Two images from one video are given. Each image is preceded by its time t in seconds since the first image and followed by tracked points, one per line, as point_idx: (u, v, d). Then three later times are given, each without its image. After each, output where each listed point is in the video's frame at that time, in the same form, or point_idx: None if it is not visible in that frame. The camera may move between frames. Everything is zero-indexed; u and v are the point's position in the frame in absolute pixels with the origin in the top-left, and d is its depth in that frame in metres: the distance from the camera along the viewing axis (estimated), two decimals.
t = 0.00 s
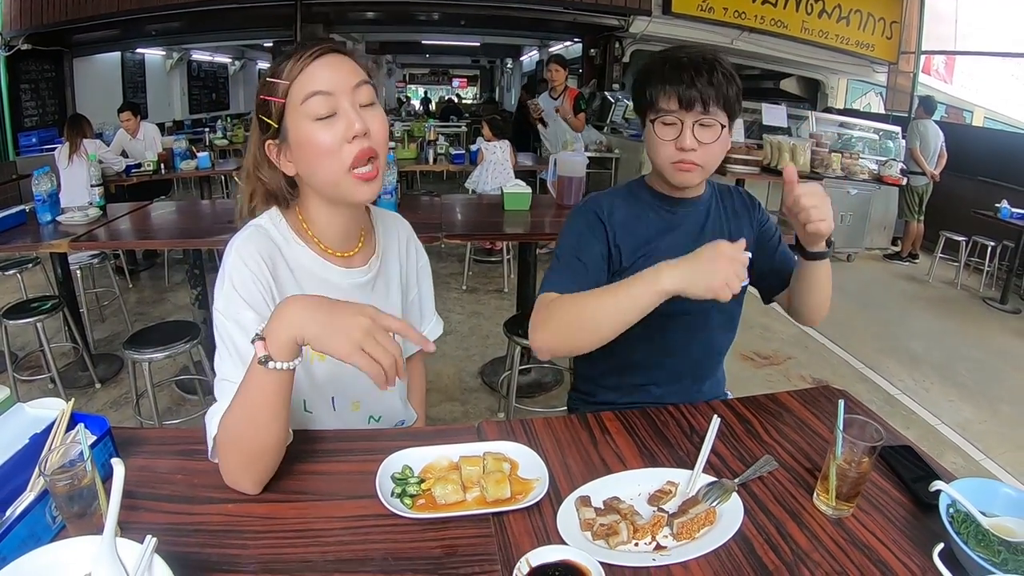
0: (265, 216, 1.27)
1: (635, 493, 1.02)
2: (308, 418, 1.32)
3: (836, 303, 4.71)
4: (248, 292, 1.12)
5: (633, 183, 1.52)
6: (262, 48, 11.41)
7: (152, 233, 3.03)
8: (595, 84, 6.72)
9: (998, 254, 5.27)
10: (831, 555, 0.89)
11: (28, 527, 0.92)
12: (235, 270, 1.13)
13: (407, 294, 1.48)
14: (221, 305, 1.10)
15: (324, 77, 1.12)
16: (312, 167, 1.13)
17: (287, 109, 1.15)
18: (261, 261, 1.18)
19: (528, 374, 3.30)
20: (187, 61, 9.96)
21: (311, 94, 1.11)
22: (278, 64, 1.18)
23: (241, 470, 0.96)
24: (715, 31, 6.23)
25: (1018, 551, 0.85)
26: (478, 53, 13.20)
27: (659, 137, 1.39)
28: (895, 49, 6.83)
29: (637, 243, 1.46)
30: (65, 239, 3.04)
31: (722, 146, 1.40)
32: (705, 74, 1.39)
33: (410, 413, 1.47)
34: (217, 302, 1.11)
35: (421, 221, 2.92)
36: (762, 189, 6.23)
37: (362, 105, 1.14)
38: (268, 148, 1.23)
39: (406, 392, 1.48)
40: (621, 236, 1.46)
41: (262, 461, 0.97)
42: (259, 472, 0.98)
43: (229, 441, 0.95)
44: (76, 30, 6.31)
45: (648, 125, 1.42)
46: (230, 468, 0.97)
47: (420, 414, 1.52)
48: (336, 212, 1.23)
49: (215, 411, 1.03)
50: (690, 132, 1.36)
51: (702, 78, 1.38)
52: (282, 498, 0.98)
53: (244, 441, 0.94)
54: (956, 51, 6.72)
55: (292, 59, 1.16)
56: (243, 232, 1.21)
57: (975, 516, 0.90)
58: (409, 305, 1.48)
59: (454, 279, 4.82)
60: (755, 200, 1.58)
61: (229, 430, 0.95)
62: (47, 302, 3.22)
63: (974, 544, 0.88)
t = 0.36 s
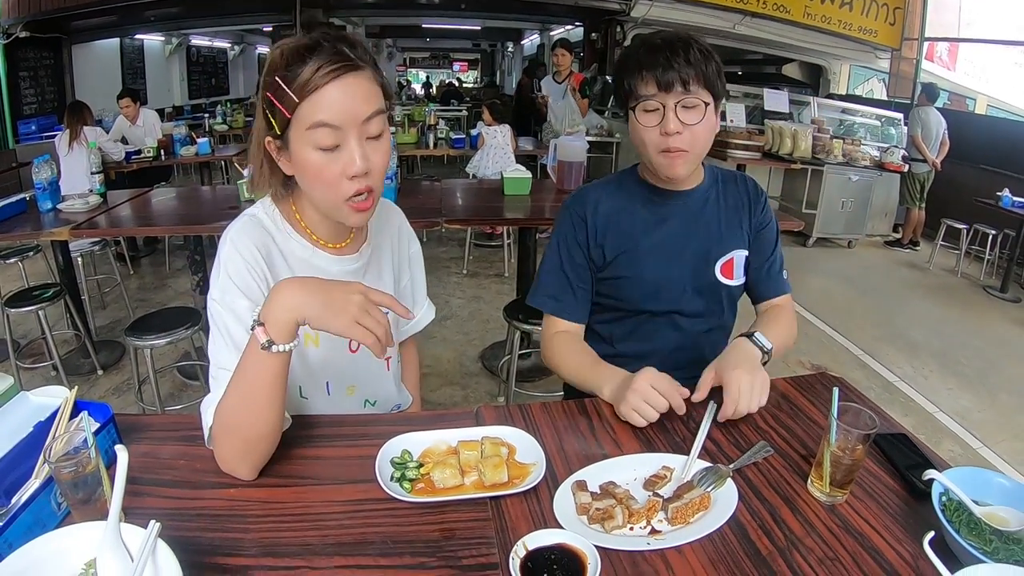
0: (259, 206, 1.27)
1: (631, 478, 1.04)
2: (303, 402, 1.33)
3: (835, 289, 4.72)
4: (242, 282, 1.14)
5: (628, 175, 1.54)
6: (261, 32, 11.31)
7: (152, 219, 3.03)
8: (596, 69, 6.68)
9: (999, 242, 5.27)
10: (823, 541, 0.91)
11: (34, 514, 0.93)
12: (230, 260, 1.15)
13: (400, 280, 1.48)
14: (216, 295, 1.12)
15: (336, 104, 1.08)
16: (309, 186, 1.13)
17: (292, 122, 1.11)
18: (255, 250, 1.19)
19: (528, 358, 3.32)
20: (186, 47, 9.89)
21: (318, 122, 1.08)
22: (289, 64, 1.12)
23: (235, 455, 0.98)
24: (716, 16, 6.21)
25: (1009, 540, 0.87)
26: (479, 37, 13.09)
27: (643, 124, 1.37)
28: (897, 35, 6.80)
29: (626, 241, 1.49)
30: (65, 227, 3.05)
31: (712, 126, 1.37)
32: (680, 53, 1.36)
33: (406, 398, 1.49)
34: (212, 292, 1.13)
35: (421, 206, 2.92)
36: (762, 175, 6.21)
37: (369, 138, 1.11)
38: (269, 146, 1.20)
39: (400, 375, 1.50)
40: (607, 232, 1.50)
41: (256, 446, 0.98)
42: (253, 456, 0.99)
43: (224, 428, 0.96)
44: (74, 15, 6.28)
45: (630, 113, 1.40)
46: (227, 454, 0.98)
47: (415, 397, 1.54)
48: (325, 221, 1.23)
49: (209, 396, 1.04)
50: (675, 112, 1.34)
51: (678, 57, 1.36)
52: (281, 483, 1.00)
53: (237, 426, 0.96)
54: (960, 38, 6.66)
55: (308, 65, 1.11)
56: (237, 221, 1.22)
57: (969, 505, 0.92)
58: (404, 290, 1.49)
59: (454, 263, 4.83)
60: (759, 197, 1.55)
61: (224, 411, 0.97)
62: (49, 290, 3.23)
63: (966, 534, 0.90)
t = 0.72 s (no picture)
0: (270, 182, 1.29)
1: (637, 452, 1.06)
2: (317, 375, 1.36)
3: (842, 266, 4.71)
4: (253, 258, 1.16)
5: (624, 165, 1.49)
6: (265, 2, 11.15)
7: (159, 194, 3.04)
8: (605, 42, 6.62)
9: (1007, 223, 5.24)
10: (823, 518, 0.93)
11: (56, 490, 0.97)
12: (241, 240, 1.17)
13: (414, 259, 1.49)
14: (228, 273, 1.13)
15: (364, 54, 1.15)
16: (342, 137, 1.16)
17: (324, 75, 1.16)
18: (265, 227, 1.20)
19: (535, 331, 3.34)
20: (189, 18, 9.77)
21: (354, 70, 1.14)
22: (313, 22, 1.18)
23: (252, 426, 1.00)
24: None
25: (1003, 524, 0.90)
26: (486, 6, 12.87)
27: (627, 94, 1.31)
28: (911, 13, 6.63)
29: (614, 240, 1.47)
30: (74, 202, 3.06)
31: (705, 99, 1.29)
32: (670, 17, 1.31)
33: (418, 371, 1.51)
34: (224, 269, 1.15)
35: (429, 178, 2.91)
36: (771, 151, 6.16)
37: (398, 86, 1.19)
38: (291, 107, 1.21)
39: (412, 350, 1.52)
40: (594, 228, 1.48)
41: (269, 418, 1.01)
42: (271, 427, 1.02)
43: (238, 401, 0.99)
44: None
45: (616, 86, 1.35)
46: (245, 426, 1.01)
47: (427, 370, 1.56)
48: (351, 179, 1.26)
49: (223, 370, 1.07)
50: (661, 82, 1.28)
51: (669, 27, 1.30)
52: (297, 456, 1.03)
53: (251, 397, 0.98)
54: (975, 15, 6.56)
55: (328, 24, 1.17)
56: (249, 199, 1.24)
57: (965, 488, 0.94)
58: (419, 269, 1.50)
59: (461, 235, 4.83)
60: (775, 194, 1.48)
61: (239, 381, 0.99)
62: (59, 265, 3.26)
63: (962, 515, 0.93)
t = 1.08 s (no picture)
0: (275, 185, 1.30)
1: (640, 454, 1.07)
2: (321, 377, 1.38)
3: (846, 266, 4.71)
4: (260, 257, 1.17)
5: (629, 164, 1.50)
6: (269, 1, 11.15)
7: (164, 193, 3.05)
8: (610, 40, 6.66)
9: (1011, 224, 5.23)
10: (824, 520, 0.94)
11: (64, 490, 0.98)
12: (245, 240, 1.18)
13: (418, 261, 1.50)
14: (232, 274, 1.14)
15: (372, 60, 1.16)
16: (349, 142, 1.17)
17: (333, 80, 1.16)
18: (270, 227, 1.22)
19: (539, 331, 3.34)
20: (194, 17, 9.79)
21: (363, 76, 1.15)
22: (321, 27, 1.19)
23: (257, 429, 1.02)
24: None
25: (1003, 527, 0.91)
26: (491, 6, 12.86)
27: (633, 95, 1.32)
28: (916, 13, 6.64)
29: (620, 238, 1.47)
30: (79, 201, 3.08)
31: (708, 100, 1.31)
32: (676, 20, 1.32)
33: (422, 372, 1.53)
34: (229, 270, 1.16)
35: (433, 178, 2.92)
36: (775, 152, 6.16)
37: (405, 92, 1.20)
38: (299, 111, 1.22)
39: (415, 351, 1.53)
40: (600, 226, 1.48)
41: (274, 420, 1.02)
42: (275, 430, 1.03)
43: (241, 405, 1.00)
44: None
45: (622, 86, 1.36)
46: (251, 428, 1.02)
47: (431, 371, 1.57)
48: (357, 184, 1.27)
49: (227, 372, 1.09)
50: (667, 83, 1.29)
51: (673, 30, 1.31)
52: (303, 457, 1.04)
53: (253, 400, 0.99)
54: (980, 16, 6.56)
55: (336, 29, 1.18)
56: (255, 201, 1.25)
57: (966, 490, 0.95)
58: (423, 271, 1.51)
59: (466, 235, 4.84)
60: (777, 194, 1.49)
61: (241, 383, 1.00)
62: (64, 264, 3.28)
63: (962, 518, 0.93)
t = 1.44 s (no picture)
0: (287, 190, 1.31)
1: (645, 461, 1.08)
2: (329, 382, 1.39)
3: (850, 271, 4.70)
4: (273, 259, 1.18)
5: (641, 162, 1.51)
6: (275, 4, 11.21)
7: (170, 196, 3.07)
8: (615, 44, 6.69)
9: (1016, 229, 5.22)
10: (828, 528, 0.94)
11: (71, 494, 0.99)
12: (257, 243, 1.20)
13: (424, 268, 1.51)
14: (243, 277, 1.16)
15: (388, 66, 1.17)
16: (366, 150, 1.18)
17: (351, 86, 1.17)
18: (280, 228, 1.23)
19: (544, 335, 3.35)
20: (200, 19, 9.84)
21: (381, 82, 1.17)
22: (339, 34, 1.20)
23: (265, 435, 1.02)
24: None
25: (1006, 535, 0.91)
26: (495, 9, 12.91)
27: (662, 118, 1.34)
28: (921, 17, 6.74)
29: (631, 231, 1.47)
30: (85, 204, 3.09)
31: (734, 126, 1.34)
32: (709, 49, 1.29)
33: (429, 377, 1.53)
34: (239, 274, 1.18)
35: (439, 182, 2.93)
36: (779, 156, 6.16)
37: (421, 99, 1.21)
38: (313, 115, 1.22)
39: (421, 356, 1.53)
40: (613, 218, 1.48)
41: (281, 428, 1.03)
42: (282, 437, 1.04)
43: (248, 415, 1.00)
44: None
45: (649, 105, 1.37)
46: (259, 433, 1.02)
47: (437, 377, 1.58)
48: (368, 188, 1.27)
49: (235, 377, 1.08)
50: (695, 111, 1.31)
51: (703, 53, 1.29)
52: (309, 462, 1.04)
53: (260, 410, 1.00)
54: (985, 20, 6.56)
55: (354, 36, 1.19)
56: (267, 206, 1.26)
57: (969, 499, 0.95)
58: (429, 278, 1.52)
59: (470, 238, 4.85)
60: (781, 173, 1.49)
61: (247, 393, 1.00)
62: (70, 265, 3.29)
63: (965, 527, 0.93)
